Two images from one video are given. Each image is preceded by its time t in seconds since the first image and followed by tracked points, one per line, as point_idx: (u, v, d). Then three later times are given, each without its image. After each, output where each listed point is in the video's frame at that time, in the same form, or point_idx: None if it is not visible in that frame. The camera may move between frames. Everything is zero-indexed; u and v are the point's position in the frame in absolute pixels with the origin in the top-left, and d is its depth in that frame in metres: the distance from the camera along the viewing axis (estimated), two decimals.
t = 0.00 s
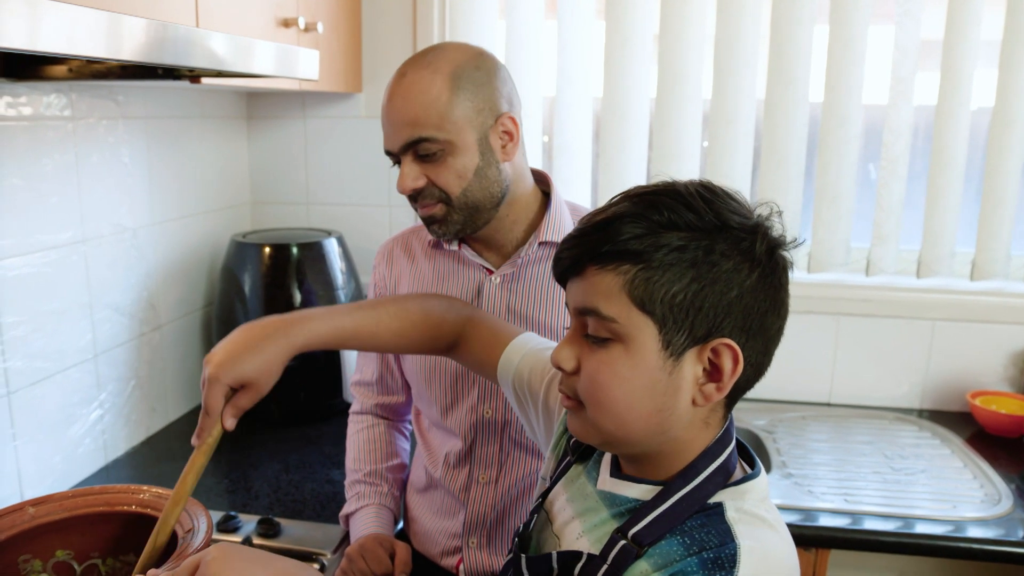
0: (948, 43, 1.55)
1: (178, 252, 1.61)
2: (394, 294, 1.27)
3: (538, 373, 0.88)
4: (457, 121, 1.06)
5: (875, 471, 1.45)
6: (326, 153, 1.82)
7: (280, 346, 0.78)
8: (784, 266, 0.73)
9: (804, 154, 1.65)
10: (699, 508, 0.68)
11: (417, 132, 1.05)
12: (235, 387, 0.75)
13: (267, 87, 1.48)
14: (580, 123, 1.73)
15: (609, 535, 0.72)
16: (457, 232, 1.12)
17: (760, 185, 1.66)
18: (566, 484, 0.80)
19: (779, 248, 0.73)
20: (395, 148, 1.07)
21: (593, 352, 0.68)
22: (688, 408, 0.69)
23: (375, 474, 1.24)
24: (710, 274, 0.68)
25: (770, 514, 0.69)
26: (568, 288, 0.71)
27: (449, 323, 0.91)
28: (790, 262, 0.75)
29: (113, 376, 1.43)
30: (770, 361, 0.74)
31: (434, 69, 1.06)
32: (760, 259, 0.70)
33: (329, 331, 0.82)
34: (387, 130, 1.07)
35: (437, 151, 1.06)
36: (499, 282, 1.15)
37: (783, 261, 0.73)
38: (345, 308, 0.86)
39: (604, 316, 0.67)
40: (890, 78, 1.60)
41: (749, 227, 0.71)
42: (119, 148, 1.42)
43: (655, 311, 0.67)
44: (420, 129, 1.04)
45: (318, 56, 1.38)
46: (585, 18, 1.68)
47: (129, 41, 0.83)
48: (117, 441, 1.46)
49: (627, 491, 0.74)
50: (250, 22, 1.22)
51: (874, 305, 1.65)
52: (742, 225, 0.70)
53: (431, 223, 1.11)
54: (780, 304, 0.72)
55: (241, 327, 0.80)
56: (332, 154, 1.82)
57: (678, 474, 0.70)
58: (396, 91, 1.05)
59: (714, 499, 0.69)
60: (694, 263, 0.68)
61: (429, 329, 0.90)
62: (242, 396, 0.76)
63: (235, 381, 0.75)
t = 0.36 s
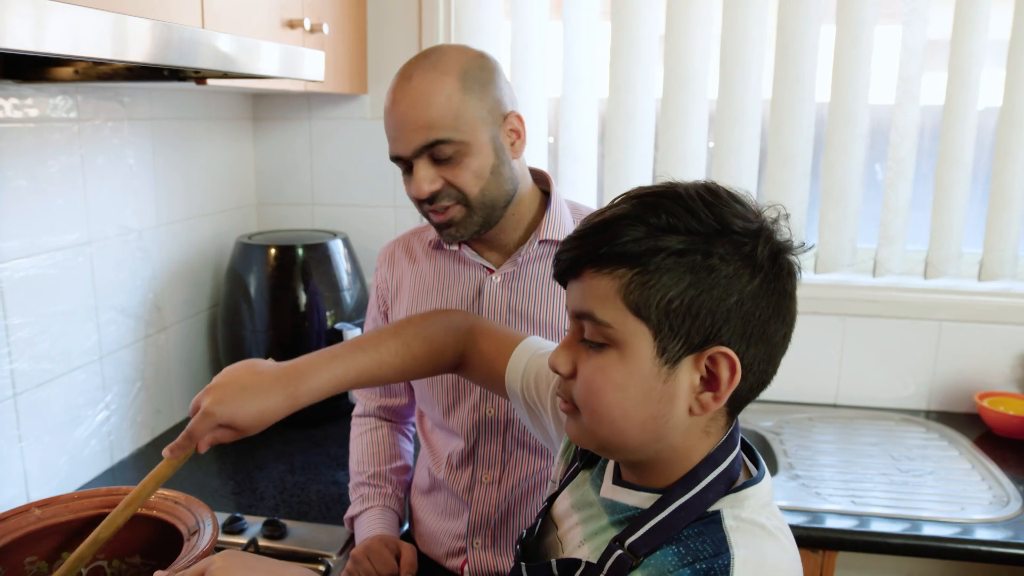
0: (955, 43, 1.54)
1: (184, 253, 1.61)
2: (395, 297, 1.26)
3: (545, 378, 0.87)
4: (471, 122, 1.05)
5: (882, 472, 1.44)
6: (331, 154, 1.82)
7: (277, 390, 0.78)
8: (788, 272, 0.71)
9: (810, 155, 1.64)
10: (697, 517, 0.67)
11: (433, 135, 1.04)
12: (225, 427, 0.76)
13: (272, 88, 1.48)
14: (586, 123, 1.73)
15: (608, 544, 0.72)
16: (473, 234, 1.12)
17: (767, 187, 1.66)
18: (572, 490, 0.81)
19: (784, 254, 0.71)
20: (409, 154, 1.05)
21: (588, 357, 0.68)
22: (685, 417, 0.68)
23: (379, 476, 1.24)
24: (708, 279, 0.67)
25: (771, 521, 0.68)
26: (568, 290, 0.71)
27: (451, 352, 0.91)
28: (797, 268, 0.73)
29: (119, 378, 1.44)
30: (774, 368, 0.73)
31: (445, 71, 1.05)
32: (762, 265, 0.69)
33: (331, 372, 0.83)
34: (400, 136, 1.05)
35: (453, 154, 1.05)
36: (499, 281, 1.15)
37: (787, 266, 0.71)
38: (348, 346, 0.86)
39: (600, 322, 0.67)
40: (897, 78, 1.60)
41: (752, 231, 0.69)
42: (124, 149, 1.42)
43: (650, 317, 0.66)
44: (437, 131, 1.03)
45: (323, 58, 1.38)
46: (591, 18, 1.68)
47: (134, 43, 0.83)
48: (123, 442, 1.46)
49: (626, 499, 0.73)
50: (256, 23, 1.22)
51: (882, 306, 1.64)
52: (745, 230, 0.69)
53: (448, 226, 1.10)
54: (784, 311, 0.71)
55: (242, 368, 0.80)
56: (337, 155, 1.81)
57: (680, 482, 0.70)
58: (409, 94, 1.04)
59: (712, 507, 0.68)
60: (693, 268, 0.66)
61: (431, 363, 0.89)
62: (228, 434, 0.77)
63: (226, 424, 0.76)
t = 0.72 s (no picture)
0: (955, 44, 1.54)
1: (185, 255, 1.61)
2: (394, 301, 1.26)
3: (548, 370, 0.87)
4: (493, 111, 1.07)
5: (883, 474, 1.44)
6: (332, 156, 1.82)
7: (295, 344, 0.80)
8: (784, 279, 0.70)
9: (811, 157, 1.64)
10: (702, 526, 0.67)
11: (468, 125, 1.04)
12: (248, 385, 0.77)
13: (272, 91, 1.48)
14: (585, 126, 1.73)
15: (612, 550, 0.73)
16: (506, 225, 1.12)
17: (766, 188, 1.66)
18: (572, 492, 0.82)
19: (779, 262, 0.70)
20: (442, 149, 1.04)
21: (591, 390, 0.68)
22: (693, 438, 0.69)
23: (379, 479, 1.24)
24: (707, 304, 0.66)
25: (775, 530, 0.68)
26: (560, 319, 0.70)
27: (463, 324, 0.92)
28: (792, 270, 0.72)
29: (120, 380, 1.43)
30: (774, 376, 0.73)
31: (459, 67, 1.06)
32: (759, 281, 0.68)
33: (345, 327, 0.84)
34: (431, 132, 1.04)
35: (484, 144, 1.06)
36: (497, 284, 1.14)
37: (784, 275, 0.70)
38: (360, 309, 0.88)
39: (599, 356, 0.66)
40: (897, 80, 1.60)
41: (745, 249, 0.68)
42: (125, 151, 1.42)
43: (652, 350, 0.65)
44: (470, 121, 1.04)
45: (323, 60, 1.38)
46: (590, 20, 1.68)
47: (136, 45, 0.83)
48: (124, 445, 1.46)
49: (629, 507, 0.74)
50: (256, 26, 1.23)
51: (882, 307, 1.64)
52: (737, 249, 0.67)
53: (483, 219, 1.09)
54: (782, 321, 0.70)
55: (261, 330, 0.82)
56: (337, 157, 1.82)
57: (683, 491, 0.69)
58: (435, 90, 1.03)
59: (717, 517, 0.68)
60: (690, 294, 0.66)
61: (444, 329, 0.91)
62: (259, 397, 0.77)
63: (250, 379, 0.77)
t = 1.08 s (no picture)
0: (954, 42, 1.54)
1: (186, 259, 1.62)
2: (395, 302, 1.26)
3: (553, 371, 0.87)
4: (492, 111, 1.07)
5: (885, 472, 1.44)
6: (332, 159, 1.82)
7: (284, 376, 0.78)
8: (787, 277, 0.70)
9: (811, 156, 1.65)
10: (705, 521, 0.67)
11: (467, 125, 1.04)
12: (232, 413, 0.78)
13: (272, 94, 1.48)
14: (585, 126, 1.73)
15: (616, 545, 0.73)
16: (508, 224, 1.12)
17: (766, 187, 1.66)
18: (577, 489, 0.81)
19: (780, 260, 0.70)
20: (442, 150, 1.04)
21: (593, 385, 0.68)
22: (694, 433, 0.69)
23: (382, 480, 1.24)
24: (707, 301, 0.66)
25: (778, 526, 0.68)
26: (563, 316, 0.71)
27: (455, 348, 0.91)
28: (795, 268, 0.72)
29: (122, 384, 1.44)
30: (776, 374, 0.73)
31: (457, 68, 1.06)
32: (760, 278, 0.68)
33: (336, 362, 0.82)
34: (430, 133, 1.04)
35: (484, 144, 1.06)
36: (499, 285, 1.15)
37: (785, 273, 0.70)
38: (353, 338, 0.86)
39: (601, 352, 0.67)
40: (896, 78, 1.60)
41: (745, 247, 0.68)
42: (125, 155, 1.43)
43: (652, 346, 0.65)
44: (469, 122, 1.04)
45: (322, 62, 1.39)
46: (589, 21, 1.68)
47: (135, 49, 0.84)
48: (126, 448, 1.46)
49: (634, 501, 0.73)
50: (256, 29, 1.23)
51: (883, 306, 1.65)
52: (738, 247, 0.67)
53: (485, 219, 1.09)
54: (784, 319, 0.70)
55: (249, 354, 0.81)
56: (337, 160, 1.82)
57: (686, 486, 0.70)
58: (433, 91, 1.03)
59: (720, 512, 0.68)
60: (690, 292, 0.66)
61: (436, 356, 0.90)
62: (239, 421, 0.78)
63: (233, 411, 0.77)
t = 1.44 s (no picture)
0: (951, 41, 1.55)
1: (184, 261, 1.62)
2: (391, 302, 1.27)
3: (557, 374, 0.88)
4: (489, 110, 1.07)
5: (885, 470, 1.44)
6: (330, 160, 1.82)
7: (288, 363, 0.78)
8: (807, 281, 0.70)
9: (808, 155, 1.65)
10: (717, 521, 0.68)
11: (465, 125, 1.04)
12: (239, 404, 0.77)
13: (269, 96, 1.48)
14: (583, 127, 1.73)
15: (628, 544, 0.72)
16: (506, 222, 1.12)
17: (764, 186, 1.66)
18: (587, 489, 0.80)
19: (801, 264, 0.70)
20: (441, 150, 1.04)
21: (610, 381, 0.68)
22: (710, 433, 0.68)
23: (380, 482, 1.24)
24: (729, 302, 0.66)
25: (790, 527, 0.68)
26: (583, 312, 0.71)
27: (458, 341, 0.91)
28: (815, 273, 0.72)
29: (121, 387, 1.44)
30: (793, 379, 0.73)
31: (454, 67, 1.06)
32: (781, 281, 0.68)
33: (340, 344, 0.83)
34: (429, 133, 1.04)
35: (483, 143, 1.06)
36: (494, 282, 1.15)
37: (806, 277, 0.70)
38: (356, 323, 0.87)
39: (621, 348, 0.67)
40: (893, 77, 1.60)
41: (769, 249, 0.68)
42: (123, 158, 1.43)
43: (672, 344, 0.65)
44: (467, 121, 1.04)
45: (320, 64, 1.39)
46: (586, 21, 1.68)
47: (132, 52, 0.84)
48: (125, 450, 1.46)
49: (645, 501, 0.74)
50: (253, 32, 1.23)
51: (881, 304, 1.65)
52: (761, 249, 0.67)
53: (484, 218, 1.10)
54: (803, 322, 0.70)
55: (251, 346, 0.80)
56: (335, 161, 1.82)
57: (699, 486, 0.70)
58: (431, 91, 1.03)
59: (733, 514, 0.68)
60: (712, 291, 0.66)
61: (438, 347, 0.90)
62: (249, 416, 0.78)
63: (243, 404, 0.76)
